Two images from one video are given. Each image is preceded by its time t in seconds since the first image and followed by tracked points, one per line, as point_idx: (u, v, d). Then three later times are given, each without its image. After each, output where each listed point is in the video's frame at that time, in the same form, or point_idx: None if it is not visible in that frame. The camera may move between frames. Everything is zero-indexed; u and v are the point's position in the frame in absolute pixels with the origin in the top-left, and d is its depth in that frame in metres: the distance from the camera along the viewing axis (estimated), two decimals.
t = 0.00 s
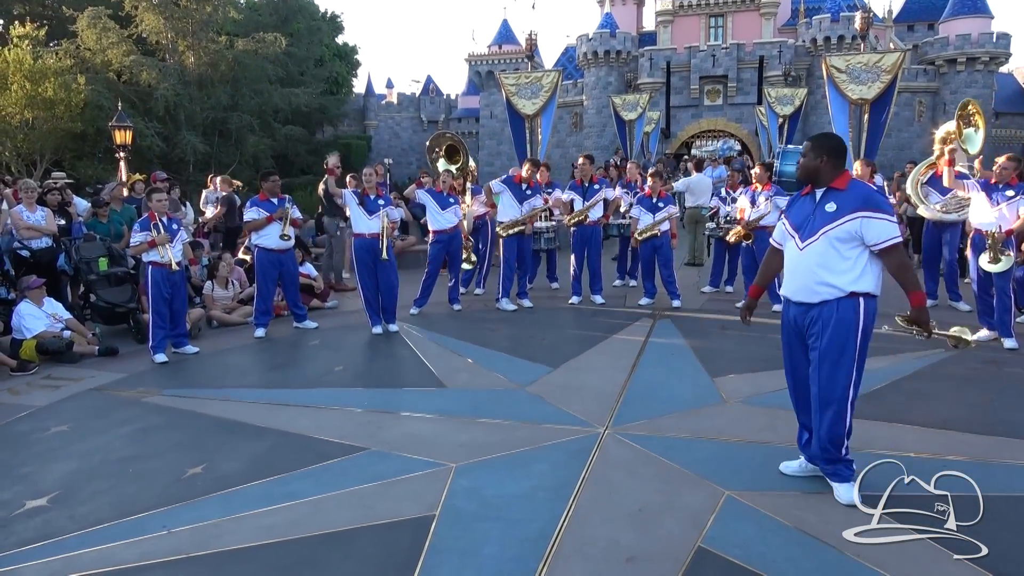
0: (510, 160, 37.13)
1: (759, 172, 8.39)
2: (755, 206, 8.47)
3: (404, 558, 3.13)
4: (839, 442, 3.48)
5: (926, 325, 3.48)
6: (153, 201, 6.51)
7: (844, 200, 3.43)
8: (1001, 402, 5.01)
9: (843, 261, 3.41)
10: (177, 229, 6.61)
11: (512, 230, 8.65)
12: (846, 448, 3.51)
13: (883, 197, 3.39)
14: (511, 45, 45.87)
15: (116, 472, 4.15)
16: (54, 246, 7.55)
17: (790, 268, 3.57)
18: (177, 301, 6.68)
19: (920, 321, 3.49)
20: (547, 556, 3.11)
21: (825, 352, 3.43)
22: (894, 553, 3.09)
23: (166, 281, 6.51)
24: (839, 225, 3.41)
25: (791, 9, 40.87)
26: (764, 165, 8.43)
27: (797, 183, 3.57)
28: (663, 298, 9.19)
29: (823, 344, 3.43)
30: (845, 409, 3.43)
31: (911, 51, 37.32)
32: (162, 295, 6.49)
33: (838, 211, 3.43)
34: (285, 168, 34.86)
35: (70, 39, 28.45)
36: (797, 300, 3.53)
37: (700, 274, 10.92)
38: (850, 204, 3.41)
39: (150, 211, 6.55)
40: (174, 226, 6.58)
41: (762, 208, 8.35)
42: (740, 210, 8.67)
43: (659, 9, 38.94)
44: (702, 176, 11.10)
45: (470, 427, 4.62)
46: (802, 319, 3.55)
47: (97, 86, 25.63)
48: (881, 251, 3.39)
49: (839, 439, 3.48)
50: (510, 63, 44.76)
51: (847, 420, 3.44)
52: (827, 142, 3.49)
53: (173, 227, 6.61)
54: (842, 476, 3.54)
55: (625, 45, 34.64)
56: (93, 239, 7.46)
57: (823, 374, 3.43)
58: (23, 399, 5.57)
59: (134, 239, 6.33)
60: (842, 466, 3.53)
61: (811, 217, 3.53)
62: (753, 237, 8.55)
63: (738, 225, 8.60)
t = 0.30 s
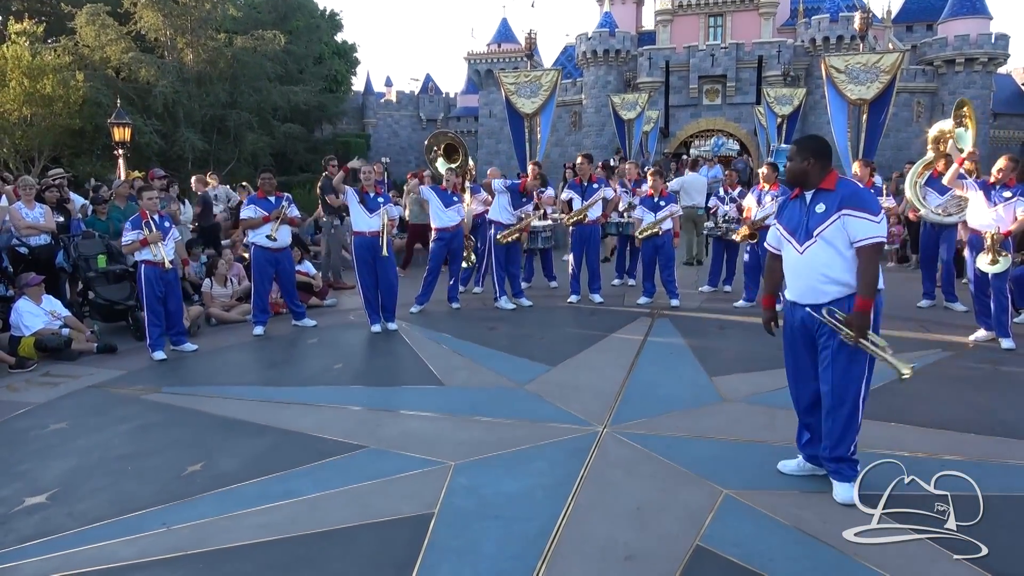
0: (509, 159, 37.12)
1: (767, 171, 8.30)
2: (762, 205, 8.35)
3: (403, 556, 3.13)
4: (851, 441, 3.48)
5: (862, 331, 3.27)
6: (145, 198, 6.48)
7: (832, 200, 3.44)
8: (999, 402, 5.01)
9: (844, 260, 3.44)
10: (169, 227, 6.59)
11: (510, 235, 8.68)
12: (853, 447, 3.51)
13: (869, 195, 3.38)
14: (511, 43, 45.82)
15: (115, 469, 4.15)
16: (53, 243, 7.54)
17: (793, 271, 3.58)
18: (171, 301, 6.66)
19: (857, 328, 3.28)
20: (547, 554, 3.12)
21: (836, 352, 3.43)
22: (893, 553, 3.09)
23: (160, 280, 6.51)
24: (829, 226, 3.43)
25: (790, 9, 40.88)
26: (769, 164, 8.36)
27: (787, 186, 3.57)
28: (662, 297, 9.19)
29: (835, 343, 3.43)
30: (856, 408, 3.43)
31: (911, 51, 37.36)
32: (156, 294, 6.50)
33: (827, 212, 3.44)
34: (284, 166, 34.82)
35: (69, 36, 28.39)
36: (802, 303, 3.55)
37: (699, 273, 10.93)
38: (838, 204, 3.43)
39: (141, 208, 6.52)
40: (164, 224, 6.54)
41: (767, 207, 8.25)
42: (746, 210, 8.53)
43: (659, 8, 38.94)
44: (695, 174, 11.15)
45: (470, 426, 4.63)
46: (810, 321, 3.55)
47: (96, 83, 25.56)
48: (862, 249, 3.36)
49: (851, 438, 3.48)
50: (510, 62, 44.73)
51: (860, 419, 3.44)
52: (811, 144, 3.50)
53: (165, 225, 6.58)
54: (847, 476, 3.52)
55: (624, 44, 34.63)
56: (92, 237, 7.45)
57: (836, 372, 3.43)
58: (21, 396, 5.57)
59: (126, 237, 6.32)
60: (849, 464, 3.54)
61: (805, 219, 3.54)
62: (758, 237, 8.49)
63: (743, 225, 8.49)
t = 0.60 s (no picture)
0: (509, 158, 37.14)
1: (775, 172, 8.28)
2: (770, 205, 8.41)
3: (403, 555, 3.14)
4: (873, 438, 3.51)
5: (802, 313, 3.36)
6: (141, 197, 6.47)
7: (832, 199, 3.45)
8: (999, 402, 5.02)
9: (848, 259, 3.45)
10: (166, 225, 6.60)
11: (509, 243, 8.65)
12: (868, 443, 3.53)
13: (869, 195, 3.37)
14: (511, 42, 45.79)
15: (116, 467, 4.16)
16: (54, 240, 7.54)
17: (797, 272, 3.59)
18: (171, 299, 6.67)
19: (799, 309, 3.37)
20: (547, 553, 3.13)
21: (851, 353, 3.45)
22: (893, 553, 3.10)
23: (159, 278, 6.55)
24: (830, 225, 3.45)
25: (791, 9, 40.91)
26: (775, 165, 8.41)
27: (789, 186, 3.58)
28: (662, 296, 9.20)
29: (849, 346, 3.46)
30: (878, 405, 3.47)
31: (911, 51, 37.37)
32: (155, 292, 6.51)
33: (828, 211, 3.45)
34: (284, 164, 34.84)
35: (69, 33, 28.42)
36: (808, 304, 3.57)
37: (699, 272, 10.94)
38: (838, 203, 3.43)
39: (138, 208, 6.51)
40: (160, 222, 6.55)
41: (773, 207, 8.31)
42: (756, 211, 8.59)
43: (659, 8, 38.96)
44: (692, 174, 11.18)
45: (469, 425, 4.63)
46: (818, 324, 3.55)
47: (96, 80, 25.57)
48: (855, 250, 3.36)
49: (873, 435, 3.51)
50: (510, 61, 44.72)
51: (880, 417, 3.48)
52: (813, 145, 3.51)
53: (162, 224, 6.59)
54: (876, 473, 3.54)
55: (624, 43, 34.65)
56: (93, 234, 7.47)
57: (854, 375, 3.45)
58: (21, 394, 5.57)
59: (125, 237, 6.30)
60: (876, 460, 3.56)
61: (808, 219, 3.55)
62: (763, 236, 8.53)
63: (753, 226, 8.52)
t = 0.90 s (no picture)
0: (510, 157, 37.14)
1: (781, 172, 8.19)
2: (774, 206, 8.38)
3: (403, 555, 3.13)
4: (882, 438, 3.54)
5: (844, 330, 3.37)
6: (140, 197, 6.43)
7: (846, 200, 3.45)
8: (999, 402, 5.02)
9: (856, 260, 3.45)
10: (166, 225, 6.57)
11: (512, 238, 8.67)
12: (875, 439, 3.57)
13: (883, 197, 3.37)
14: (511, 42, 45.77)
15: (116, 466, 4.16)
16: (54, 240, 7.55)
17: (804, 270, 3.59)
18: (171, 298, 6.68)
19: (838, 327, 3.39)
20: (547, 553, 3.13)
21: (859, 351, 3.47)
22: (894, 553, 3.09)
23: (160, 277, 6.54)
24: (842, 226, 3.44)
25: (791, 9, 40.91)
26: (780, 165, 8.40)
27: (804, 183, 3.59)
28: (662, 296, 9.20)
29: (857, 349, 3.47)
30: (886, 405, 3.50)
31: (912, 51, 37.37)
32: (156, 290, 6.51)
33: (841, 211, 3.45)
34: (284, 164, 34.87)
35: (69, 33, 28.42)
36: (813, 304, 3.58)
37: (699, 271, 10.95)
38: (851, 204, 3.43)
39: (137, 207, 6.45)
40: (159, 222, 6.50)
41: (779, 207, 8.29)
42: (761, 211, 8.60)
43: (660, 8, 38.95)
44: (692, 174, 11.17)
45: (469, 424, 4.63)
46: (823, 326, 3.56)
47: (96, 80, 25.56)
48: (867, 252, 3.35)
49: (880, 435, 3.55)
50: (511, 61, 44.69)
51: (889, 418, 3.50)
52: (831, 143, 3.52)
53: (162, 223, 6.56)
54: (892, 466, 3.60)
55: (625, 43, 34.65)
56: (93, 234, 7.47)
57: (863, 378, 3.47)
58: (21, 393, 5.57)
59: (126, 239, 6.25)
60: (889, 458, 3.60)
61: (818, 217, 3.54)
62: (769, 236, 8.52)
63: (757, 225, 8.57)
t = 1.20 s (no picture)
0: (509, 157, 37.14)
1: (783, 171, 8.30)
2: (774, 205, 8.33)
3: (403, 555, 3.13)
4: (883, 439, 3.56)
5: (929, 331, 3.39)
6: (142, 198, 6.40)
7: (876, 200, 3.44)
8: (998, 401, 5.02)
9: (879, 261, 3.43)
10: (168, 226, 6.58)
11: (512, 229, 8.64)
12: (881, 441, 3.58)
13: (915, 198, 3.39)
14: (510, 42, 45.77)
15: (117, 467, 4.16)
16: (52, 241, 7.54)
17: (823, 267, 3.57)
18: (172, 300, 6.69)
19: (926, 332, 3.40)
20: (546, 553, 3.12)
21: (872, 353, 3.46)
22: (894, 553, 3.09)
23: (161, 278, 6.53)
24: (872, 226, 3.43)
25: (790, 8, 40.93)
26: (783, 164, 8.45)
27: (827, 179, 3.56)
28: (661, 295, 9.20)
29: (869, 349, 3.46)
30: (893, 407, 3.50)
31: (911, 50, 37.41)
32: (157, 292, 6.51)
33: (871, 212, 3.44)
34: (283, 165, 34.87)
35: (68, 34, 28.46)
36: (831, 302, 3.55)
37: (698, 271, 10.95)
38: (882, 204, 3.43)
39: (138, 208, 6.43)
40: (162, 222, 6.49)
41: (779, 207, 8.26)
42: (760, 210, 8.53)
43: (659, 7, 38.96)
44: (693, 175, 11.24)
45: (468, 425, 4.63)
46: (838, 323, 3.54)
47: (95, 81, 25.54)
48: (911, 252, 3.38)
49: (883, 437, 3.56)
50: (509, 61, 44.64)
51: (893, 419, 3.51)
52: (857, 140, 3.50)
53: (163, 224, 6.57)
54: (891, 466, 3.62)
55: (624, 43, 34.66)
56: (92, 236, 7.47)
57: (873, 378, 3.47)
58: (21, 395, 5.57)
59: (131, 239, 6.24)
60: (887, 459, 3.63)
61: (842, 216, 3.53)
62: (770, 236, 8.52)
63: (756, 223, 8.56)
